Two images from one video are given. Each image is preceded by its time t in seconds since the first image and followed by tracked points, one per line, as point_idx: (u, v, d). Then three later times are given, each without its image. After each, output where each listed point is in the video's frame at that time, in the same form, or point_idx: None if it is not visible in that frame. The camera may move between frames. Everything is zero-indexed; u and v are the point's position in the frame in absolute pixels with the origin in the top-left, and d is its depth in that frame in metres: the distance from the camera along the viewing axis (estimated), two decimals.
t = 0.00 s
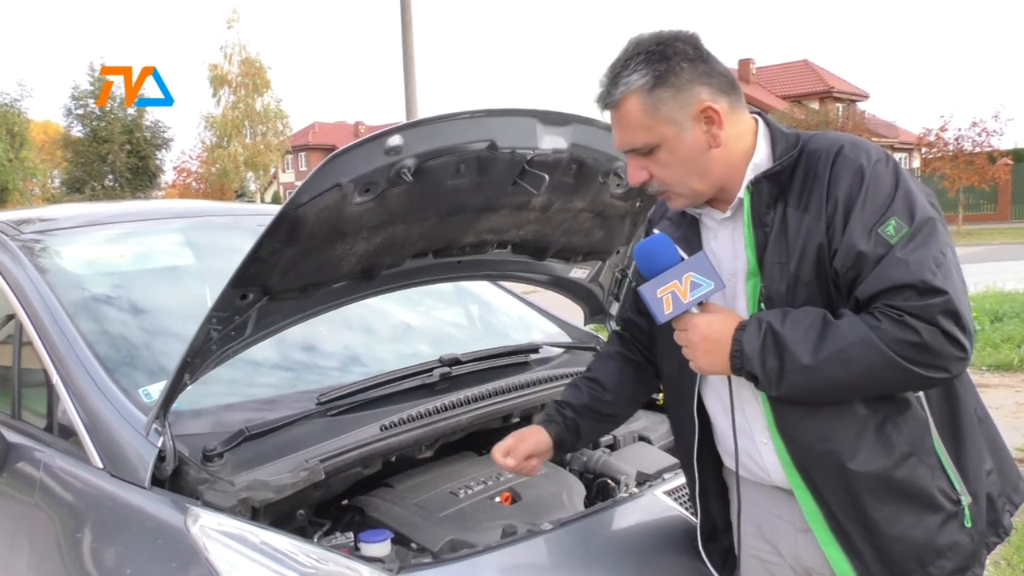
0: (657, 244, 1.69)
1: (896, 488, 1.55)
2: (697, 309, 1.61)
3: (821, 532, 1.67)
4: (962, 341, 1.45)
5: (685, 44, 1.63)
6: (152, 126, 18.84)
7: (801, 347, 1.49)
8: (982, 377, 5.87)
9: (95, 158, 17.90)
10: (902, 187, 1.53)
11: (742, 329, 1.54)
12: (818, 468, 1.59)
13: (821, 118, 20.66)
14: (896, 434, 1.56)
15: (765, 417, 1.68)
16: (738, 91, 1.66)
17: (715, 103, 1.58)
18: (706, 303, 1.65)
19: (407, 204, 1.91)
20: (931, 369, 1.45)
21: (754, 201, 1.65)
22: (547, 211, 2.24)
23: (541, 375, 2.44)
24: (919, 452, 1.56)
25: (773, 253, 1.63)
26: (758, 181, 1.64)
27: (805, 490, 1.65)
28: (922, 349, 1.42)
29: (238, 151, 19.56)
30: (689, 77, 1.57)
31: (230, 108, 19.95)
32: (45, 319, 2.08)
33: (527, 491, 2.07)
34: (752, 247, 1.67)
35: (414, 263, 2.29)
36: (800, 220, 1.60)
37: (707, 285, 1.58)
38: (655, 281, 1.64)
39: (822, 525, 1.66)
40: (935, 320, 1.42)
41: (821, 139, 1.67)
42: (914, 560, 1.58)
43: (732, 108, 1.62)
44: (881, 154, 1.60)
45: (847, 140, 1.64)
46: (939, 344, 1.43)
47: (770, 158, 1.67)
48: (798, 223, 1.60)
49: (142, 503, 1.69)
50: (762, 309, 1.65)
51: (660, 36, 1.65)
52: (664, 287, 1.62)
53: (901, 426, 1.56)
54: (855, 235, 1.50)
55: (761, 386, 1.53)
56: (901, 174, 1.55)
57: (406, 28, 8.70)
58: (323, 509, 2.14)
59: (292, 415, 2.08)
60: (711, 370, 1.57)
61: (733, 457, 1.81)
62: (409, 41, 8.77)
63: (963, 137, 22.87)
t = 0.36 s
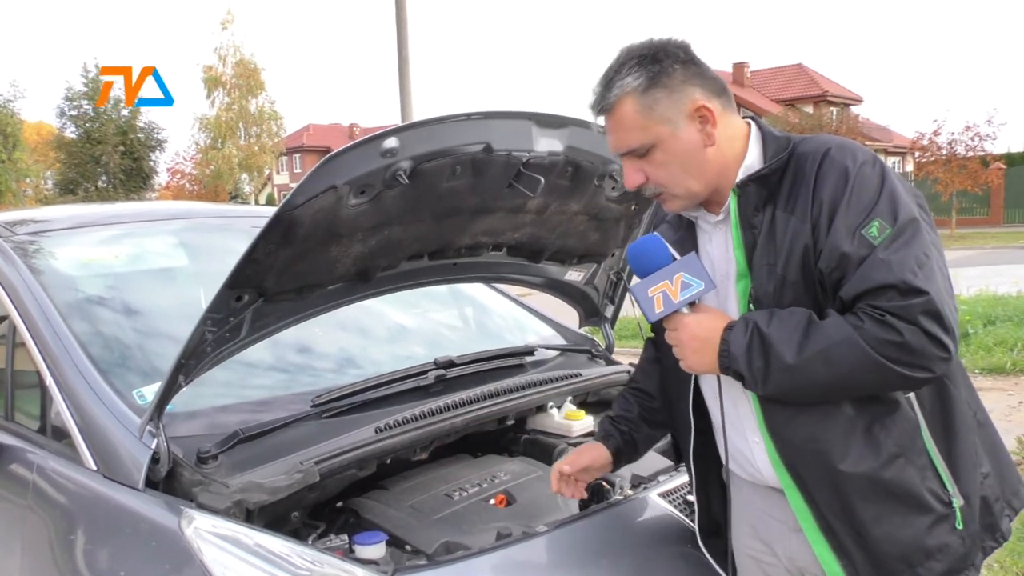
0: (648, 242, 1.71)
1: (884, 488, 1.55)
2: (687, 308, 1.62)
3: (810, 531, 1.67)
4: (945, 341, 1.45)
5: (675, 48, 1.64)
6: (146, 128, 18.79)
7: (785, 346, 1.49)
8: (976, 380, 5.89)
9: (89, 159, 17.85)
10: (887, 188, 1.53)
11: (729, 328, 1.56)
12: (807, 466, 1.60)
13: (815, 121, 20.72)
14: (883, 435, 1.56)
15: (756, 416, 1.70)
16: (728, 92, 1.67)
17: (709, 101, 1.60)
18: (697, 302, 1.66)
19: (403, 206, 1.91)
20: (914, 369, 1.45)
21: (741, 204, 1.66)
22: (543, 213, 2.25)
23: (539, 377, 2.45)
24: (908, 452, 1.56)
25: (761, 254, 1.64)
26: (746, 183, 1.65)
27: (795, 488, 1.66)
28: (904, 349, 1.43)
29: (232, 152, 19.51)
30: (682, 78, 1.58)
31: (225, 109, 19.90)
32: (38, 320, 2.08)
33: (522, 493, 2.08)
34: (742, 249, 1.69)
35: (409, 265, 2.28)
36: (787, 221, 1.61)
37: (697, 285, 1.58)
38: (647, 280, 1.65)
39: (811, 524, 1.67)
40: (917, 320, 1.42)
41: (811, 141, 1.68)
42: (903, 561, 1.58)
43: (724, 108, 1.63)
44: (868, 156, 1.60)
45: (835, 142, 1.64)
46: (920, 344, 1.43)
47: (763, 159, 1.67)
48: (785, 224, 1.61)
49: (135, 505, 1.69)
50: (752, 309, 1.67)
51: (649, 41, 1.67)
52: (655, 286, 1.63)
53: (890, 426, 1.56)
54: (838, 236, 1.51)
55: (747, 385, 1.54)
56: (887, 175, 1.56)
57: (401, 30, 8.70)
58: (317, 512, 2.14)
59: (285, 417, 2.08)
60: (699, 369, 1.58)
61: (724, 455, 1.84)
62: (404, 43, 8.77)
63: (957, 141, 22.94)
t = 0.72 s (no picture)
0: (669, 219, 1.74)
1: (885, 482, 1.55)
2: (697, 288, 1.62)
3: (813, 526, 1.68)
4: (957, 327, 1.47)
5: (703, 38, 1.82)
6: (146, 127, 18.79)
7: (799, 327, 1.50)
8: (975, 381, 5.89)
9: (88, 158, 17.86)
10: (896, 180, 1.55)
11: (742, 309, 1.56)
12: (808, 453, 1.61)
13: (815, 122, 20.72)
14: (885, 427, 1.57)
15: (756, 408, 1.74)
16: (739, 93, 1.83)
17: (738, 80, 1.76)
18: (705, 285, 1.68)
19: (400, 206, 1.92)
20: (927, 354, 1.46)
21: (747, 196, 1.69)
22: (541, 213, 2.25)
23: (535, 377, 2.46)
24: (910, 445, 1.57)
25: (768, 244, 1.65)
26: (750, 175, 1.68)
27: (794, 478, 1.67)
28: (919, 333, 1.43)
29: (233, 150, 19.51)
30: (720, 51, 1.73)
31: (225, 108, 19.89)
32: (37, 317, 2.08)
33: (519, 492, 2.08)
34: (747, 241, 1.71)
35: (408, 264, 2.29)
36: (795, 214, 1.62)
37: (713, 265, 1.60)
38: (664, 251, 1.64)
39: (812, 518, 1.68)
40: (931, 305, 1.43)
41: (814, 140, 1.71)
42: (904, 554, 1.57)
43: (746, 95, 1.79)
44: (874, 152, 1.63)
45: (839, 139, 1.67)
46: (934, 329, 1.44)
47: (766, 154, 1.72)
48: (793, 217, 1.63)
49: (132, 503, 1.69)
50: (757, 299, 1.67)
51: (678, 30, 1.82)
52: (671, 259, 1.62)
53: (891, 420, 1.57)
54: (850, 224, 1.52)
55: (758, 366, 1.54)
56: (894, 169, 1.58)
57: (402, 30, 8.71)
58: (315, 510, 2.14)
59: (283, 416, 2.08)
60: (707, 348, 1.58)
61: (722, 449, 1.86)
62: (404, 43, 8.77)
63: (956, 142, 22.87)
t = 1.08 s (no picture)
0: (679, 220, 1.71)
1: (887, 478, 1.55)
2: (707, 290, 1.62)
3: (819, 522, 1.68)
4: (967, 323, 1.48)
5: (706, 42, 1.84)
6: (142, 123, 18.77)
7: (814, 327, 1.50)
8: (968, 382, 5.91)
9: (84, 154, 17.83)
10: (903, 180, 1.57)
11: (755, 311, 1.56)
12: (817, 455, 1.61)
13: (811, 122, 20.75)
14: (890, 423, 1.57)
15: (763, 406, 1.72)
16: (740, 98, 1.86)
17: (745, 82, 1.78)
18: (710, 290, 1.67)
19: (393, 205, 1.92)
20: (939, 350, 1.47)
21: (754, 195, 1.70)
22: (536, 212, 2.25)
23: (524, 376, 2.44)
24: (915, 441, 1.57)
25: (774, 243, 1.66)
26: (757, 175, 1.69)
27: (800, 476, 1.67)
28: (932, 330, 1.45)
29: (230, 146, 19.47)
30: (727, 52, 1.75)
31: (221, 105, 19.86)
32: (30, 314, 2.08)
33: (512, 491, 2.08)
34: (753, 241, 1.71)
35: (401, 263, 2.29)
36: (802, 214, 1.63)
37: (726, 267, 1.58)
38: (678, 252, 1.63)
39: (817, 514, 1.67)
40: (944, 301, 1.45)
41: (816, 140, 1.72)
42: (909, 549, 1.58)
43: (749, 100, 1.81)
44: (879, 152, 1.64)
45: (843, 140, 1.68)
46: (946, 325, 1.45)
47: (768, 155, 1.75)
48: (800, 215, 1.63)
49: (124, 501, 1.69)
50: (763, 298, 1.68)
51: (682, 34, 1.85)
52: (686, 259, 1.61)
53: (896, 415, 1.58)
54: (861, 223, 1.53)
55: (774, 367, 1.54)
56: (900, 170, 1.59)
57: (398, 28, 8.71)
58: (308, 508, 2.14)
59: (277, 414, 2.08)
60: (721, 350, 1.57)
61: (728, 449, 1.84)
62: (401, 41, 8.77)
63: (953, 143, 22.86)
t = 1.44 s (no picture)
0: (680, 224, 1.75)
1: (885, 479, 1.55)
2: (706, 292, 1.63)
3: (814, 519, 1.69)
4: (967, 326, 1.48)
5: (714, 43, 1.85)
6: (141, 125, 18.78)
7: (812, 329, 1.51)
8: (966, 386, 5.91)
9: (83, 156, 17.84)
10: (907, 183, 1.57)
11: (754, 312, 1.57)
12: (817, 457, 1.61)
13: (810, 125, 20.77)
14: (889, 425, 1.57)
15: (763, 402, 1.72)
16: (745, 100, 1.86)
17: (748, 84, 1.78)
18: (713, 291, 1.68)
19: (390, 207, 1.92)
20: (937, 353, 1.46)
21: (761, 194, 1.70)
22: (532, 214, 2.25)
23: (519, 378, 2.45)
24: (913, 443, 1.57)
25: (779, 243, 1.66)
26: (764, 175, 1.70)
27: (798, 474, 1.68)
28: (930, 332, 1.44)
29: (229, 148, 19.47)
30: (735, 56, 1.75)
31: (220, 107, 19.86)
32: (27, 316, 2.08)
33: (508, 493, 2.08)
34: (759, 240, 1.71)
35: (397, 265, 2.29)
36: (806, 215, 1.64)
37: (725, 270, 1.61)
38: (678, 254, 1.65)
39: (813, 512, 1.68)
40: (943, 304, 1.44)
41: (824, 142, 1.72)
42: (905, 552, 1.57)
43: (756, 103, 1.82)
44: (885, 155, 1.64)
45: (850, 142, 1.69)
46: (945, 328, 1.45)
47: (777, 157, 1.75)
48: (805, 217, 1.64)
49: (119, 502, 1.69)
50: (766, 296, 1.68)
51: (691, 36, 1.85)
52: (686, 261, 1.63)
53: (895, 417, 1.58)
54: (864, 225, 1.53)
55: (772, 368, 1.55)
56: (904, 173, 1.59)
57: (397, 30, 8.72)
58: (304, 510, 2.14)
59: (273, 415, 2.08)
60: (720, 351, 1.58)
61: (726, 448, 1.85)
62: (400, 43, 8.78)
63: (952, 146, 22.87)
